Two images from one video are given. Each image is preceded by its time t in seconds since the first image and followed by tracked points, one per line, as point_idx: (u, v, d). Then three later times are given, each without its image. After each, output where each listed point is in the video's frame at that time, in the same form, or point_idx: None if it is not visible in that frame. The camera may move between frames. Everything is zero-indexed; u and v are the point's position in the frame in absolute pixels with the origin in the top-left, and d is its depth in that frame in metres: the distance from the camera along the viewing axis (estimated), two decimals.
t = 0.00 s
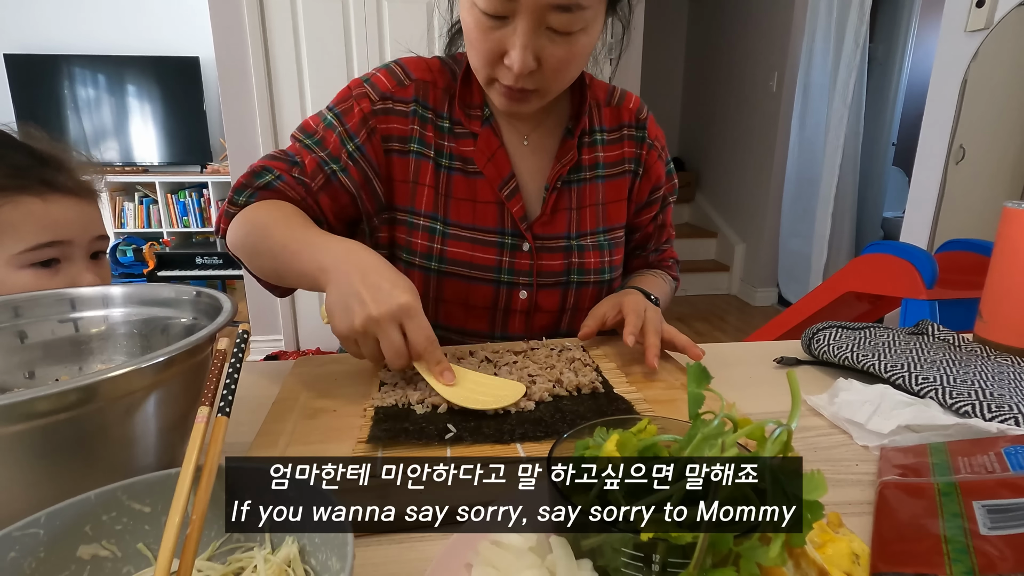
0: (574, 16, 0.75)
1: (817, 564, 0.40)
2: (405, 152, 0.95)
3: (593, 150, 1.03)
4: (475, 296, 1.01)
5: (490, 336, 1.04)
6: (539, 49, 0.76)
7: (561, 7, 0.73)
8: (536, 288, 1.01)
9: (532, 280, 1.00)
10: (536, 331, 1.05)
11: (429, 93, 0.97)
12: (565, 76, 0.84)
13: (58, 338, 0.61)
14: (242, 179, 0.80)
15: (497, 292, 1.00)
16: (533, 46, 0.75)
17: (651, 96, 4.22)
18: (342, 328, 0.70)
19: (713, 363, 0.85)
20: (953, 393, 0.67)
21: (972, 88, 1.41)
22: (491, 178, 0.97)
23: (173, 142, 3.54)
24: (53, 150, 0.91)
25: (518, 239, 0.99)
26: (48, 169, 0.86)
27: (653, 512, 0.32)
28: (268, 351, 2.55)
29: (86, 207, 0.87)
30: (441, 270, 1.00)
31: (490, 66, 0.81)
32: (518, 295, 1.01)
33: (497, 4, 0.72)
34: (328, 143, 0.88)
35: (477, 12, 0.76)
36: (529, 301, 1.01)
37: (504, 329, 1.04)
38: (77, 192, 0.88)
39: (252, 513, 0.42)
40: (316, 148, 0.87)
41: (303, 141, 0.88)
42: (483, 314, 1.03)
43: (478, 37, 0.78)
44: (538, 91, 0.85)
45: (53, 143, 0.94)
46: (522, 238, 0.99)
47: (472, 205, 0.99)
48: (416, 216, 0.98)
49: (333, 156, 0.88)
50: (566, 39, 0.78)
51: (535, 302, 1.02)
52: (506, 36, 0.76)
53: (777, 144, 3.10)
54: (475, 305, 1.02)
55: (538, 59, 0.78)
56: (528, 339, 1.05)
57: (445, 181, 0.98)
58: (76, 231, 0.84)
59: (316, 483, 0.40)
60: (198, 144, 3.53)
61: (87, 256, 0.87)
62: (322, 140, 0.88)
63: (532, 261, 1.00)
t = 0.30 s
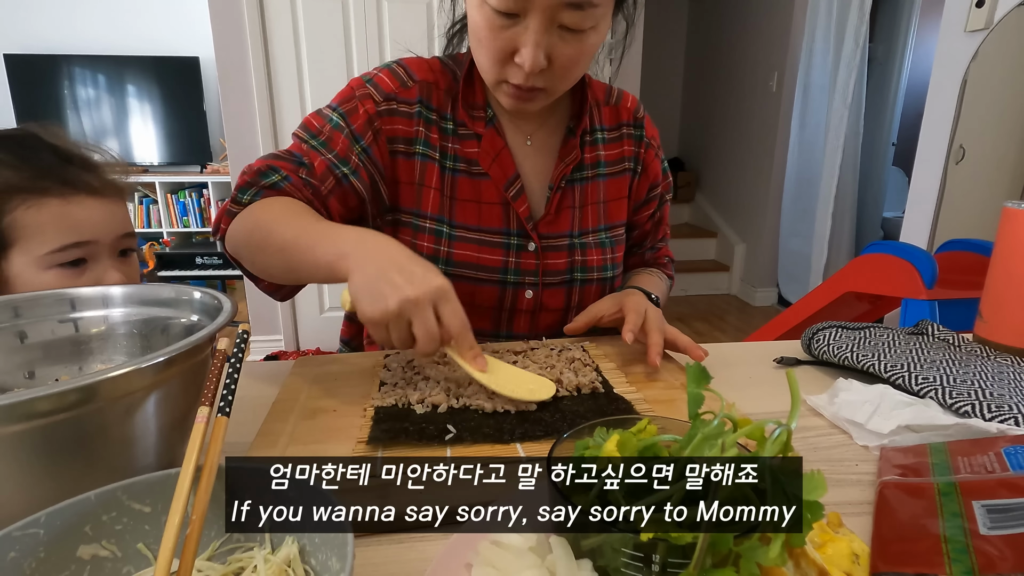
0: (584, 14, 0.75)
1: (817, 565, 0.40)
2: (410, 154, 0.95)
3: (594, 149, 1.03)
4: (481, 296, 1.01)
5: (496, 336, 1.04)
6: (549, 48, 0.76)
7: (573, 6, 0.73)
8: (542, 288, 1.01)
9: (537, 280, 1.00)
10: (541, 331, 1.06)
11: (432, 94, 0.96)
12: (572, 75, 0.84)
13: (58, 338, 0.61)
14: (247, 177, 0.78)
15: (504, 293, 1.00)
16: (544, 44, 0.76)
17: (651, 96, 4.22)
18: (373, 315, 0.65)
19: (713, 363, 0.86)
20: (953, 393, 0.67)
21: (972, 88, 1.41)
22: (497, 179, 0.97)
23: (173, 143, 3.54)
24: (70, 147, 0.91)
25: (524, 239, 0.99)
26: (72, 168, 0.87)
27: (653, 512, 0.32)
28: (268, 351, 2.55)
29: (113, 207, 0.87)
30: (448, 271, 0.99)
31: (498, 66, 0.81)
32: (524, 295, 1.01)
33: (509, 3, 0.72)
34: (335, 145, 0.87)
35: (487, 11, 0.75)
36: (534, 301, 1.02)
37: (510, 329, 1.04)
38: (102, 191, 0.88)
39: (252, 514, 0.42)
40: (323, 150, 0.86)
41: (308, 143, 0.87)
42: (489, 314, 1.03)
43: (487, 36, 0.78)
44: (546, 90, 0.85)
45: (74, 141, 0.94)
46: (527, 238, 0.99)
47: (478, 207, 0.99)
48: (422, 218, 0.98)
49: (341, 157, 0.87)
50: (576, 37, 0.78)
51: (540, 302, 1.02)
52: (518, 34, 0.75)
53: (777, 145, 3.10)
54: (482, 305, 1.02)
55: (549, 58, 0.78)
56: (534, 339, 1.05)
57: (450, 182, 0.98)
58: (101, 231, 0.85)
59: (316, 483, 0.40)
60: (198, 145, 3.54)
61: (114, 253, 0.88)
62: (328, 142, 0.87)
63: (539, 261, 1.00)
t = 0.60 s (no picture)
0: (604, 17, 0.74)
1: (817, 564, 0.40)
2: (414, 151, 0.95)
3: (595, 148, 1.03)
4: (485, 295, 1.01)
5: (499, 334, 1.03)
6: (568, 50, 0.76)
7: (593, 9, 0.72)
8: (544, 286, 1.01)
9: (541, 278, 1.01)
10: (543, 329, 1.06)
11: (437, 92, 0.97)
12: (587, 75, 0.84)
13: (58, 338, 0.61)
14: (250, 166, 0.78)
15: (507, 291, 1.01)
16: (563, 46, 0.76)
17: (651, 97, 4.22)
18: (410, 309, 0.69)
19: (712, 363, 0.86)
20: (953, 393, 0.67)
21: (973, 88, 1.41)
22: (501, 177, 0.97)
23: (173, 142, 3.55)
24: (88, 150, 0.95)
25: (528, 237, 0.99)
26: (85, 169, 0.90)
27: (653, 512, 0.32)
28: (268, 351, 2.55)
29: (122, 208, 0.88)
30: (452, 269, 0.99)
31: (515, 68, 0.81)
32: (527, 294, 1.01)
33: (531, 5, 0.71)
34: (338, 137, 0.86)
35: (506, 13, 0.75)
36: (537, 299, 1.02)
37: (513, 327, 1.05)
38: (112, 192, 0.90)
39: (253, 514, 0.42)
40: (325, 139, 0.85)
41: (310, 132, 0.86)
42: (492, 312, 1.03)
43: (506, 39, 0.77)
44: (559, 91, 0.85)
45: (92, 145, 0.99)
46: (531, 236, 0.99)
47: (482, 205, 0.99)
48: (427, 215, 0.98)
49: (343, 146, 0.86)
50: (593, 40, 0.78)
51: (542, 300, 1.02)
52: (538, 36, 0.75)
53: (776, 145, 3.10)
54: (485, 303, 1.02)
55: (567, 60, 0.78)
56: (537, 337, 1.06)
57: (455, 180, 0.98)
58: (106, 230, 0.85)
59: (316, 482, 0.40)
60: (197, 145, 3.55)
61: (123, 253, 0.88)
62: (330, 131, 0.86)
63: (542, 260, 1.00)
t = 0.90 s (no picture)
0: (606, 18, 0.74)
1: (817, 564, 0.40)
2: (418, 152, 0.95)
3: (597, 147, 1.03)
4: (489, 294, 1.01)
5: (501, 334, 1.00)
6: (570, 51, 0.76)
7: (596, 10, 0.72)
8: (547, 285, 1.01)
9: (543, 277, 1.01)
10: (546, 328, 1.06)
11: (440, 93, 0.97)
12: (589, 76, 0.84)
13: (58, 338, 0.61)
14: (265, 178, 0.79)
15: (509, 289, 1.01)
16: (566, 47, 0.76)
17: (650, 97, 4.22)
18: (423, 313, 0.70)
19: (713, 363, 0.86)
20: (953, 393, 0.67)
21: (972, 88, 1.41)
22: (504, 177, 0.97)
23: (174, 142, 3.55)
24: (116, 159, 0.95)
25: (530, 237, 0.99)
26: (113, 178, 0.90)
27: (653, 512, 0.32)
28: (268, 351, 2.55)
29: (146, 217, 0.88)
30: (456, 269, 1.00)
31: (517, 70, 0.81)
32: (529, 292, 1.01)
33: (535, 7, 0.71)
34: (346, 142, 0.86)
35: (509, 14, 0.75)
36: (540, 298, 1.02)
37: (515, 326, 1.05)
38: (139, 203, 0.90)
39: (252, 514, 0.42)
40: (334, 145, 0.85)
41: (319, 140, 0.86)
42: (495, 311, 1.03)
43: (509, 41, 0.77)
44: (563, 92, 0.85)
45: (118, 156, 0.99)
46: (533, 236, 0.99)
47: (484, 205, 0.99)
48: (430, 215, 0.98)
49: (351, 151, 0.87)
50: (596, 41, 0.78)
51: (545, 299, 1.02)
52: (540, 38, 0.75)
53: (777, 145, 3.10)
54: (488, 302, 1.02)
55: (569, 61, 0.78)
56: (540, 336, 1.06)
57: (457, 180, 0.98)
58: (131, 239, 0.85)
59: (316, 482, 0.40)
60: (198, 145, 3.55)
61: (145, 262, 0.88)
62: (338, 137, 0.86)
63: (544, 259, 1.00)
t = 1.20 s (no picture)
0: (611, 20, 0.74)
1: (817, 564, 0.40)
2: (417, 152, 0.95)
3: (596, 148, 1.03)
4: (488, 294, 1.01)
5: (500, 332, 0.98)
6: (575, 52, 0.76)
7: (600, 12, 0.72)
8: (547, 284, 1.01)
9: (543, 276, 1.00)
10: (545, 328, 1.05)
11: (439, 93, 0.96)
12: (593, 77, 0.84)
13: (58, 338, 0.61)
14: (267, 189, 0.82)
15: (509, 289, 1.01)
16: (570, 48, 0.76)
17: (650, 97, 4.22)
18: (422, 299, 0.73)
19: (713, 364, 0.86)
20: (953, 393, 0.67)
21: (972, 88, 1.41)
22: (504, 177, 0.97)
23: (173, 142, 3.54)
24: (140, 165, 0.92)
25: (530, 236, 0.99)
26: (139, 190, 0.87)
27: (654, 512, 0.32)
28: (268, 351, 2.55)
29: (170, 235, 0.86)
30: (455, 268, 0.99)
31: (522, 71, 0.81)
32: (529, 292, 1.01)
33: (540, 9, 0.72)
34: (344, 147, 0.87)
35: (514, 17, 0.75)
36: (539, 297, 1.02)
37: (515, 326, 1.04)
38: (164, 218, 0.87)
39: (252, 515, 0.42)
40: (333, 153, 0.87)
41: (319, 147, 0.87)
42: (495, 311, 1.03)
43: (513, 43, 0.77)
44: (566, 92, 0.85)
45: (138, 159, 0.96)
46: (533, 235, 0.99)
47: (484, 204, 0.99)
48: (429, 215, 0.98)
49: (349, 158, 0.88)
50: (600, 42, 0.77)
51: (545, 299, 1.02)
52: (545, 40, 0.75)
53: (776, 145, 3.10)
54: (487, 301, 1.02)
55: (574, 62, 0.78)
56: (540, 336, 1.05)
57: (457, 180, 0.98)
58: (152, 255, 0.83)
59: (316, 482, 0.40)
60: (198, 145, 3.55)
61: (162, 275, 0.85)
62: (337, 144, 0.88)
63: (543, 259, 1.00)
